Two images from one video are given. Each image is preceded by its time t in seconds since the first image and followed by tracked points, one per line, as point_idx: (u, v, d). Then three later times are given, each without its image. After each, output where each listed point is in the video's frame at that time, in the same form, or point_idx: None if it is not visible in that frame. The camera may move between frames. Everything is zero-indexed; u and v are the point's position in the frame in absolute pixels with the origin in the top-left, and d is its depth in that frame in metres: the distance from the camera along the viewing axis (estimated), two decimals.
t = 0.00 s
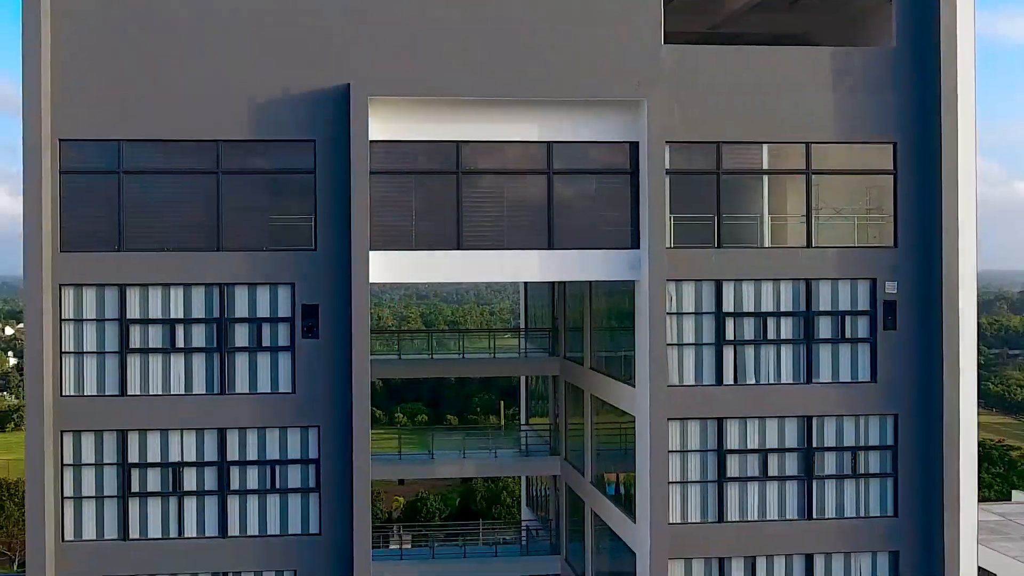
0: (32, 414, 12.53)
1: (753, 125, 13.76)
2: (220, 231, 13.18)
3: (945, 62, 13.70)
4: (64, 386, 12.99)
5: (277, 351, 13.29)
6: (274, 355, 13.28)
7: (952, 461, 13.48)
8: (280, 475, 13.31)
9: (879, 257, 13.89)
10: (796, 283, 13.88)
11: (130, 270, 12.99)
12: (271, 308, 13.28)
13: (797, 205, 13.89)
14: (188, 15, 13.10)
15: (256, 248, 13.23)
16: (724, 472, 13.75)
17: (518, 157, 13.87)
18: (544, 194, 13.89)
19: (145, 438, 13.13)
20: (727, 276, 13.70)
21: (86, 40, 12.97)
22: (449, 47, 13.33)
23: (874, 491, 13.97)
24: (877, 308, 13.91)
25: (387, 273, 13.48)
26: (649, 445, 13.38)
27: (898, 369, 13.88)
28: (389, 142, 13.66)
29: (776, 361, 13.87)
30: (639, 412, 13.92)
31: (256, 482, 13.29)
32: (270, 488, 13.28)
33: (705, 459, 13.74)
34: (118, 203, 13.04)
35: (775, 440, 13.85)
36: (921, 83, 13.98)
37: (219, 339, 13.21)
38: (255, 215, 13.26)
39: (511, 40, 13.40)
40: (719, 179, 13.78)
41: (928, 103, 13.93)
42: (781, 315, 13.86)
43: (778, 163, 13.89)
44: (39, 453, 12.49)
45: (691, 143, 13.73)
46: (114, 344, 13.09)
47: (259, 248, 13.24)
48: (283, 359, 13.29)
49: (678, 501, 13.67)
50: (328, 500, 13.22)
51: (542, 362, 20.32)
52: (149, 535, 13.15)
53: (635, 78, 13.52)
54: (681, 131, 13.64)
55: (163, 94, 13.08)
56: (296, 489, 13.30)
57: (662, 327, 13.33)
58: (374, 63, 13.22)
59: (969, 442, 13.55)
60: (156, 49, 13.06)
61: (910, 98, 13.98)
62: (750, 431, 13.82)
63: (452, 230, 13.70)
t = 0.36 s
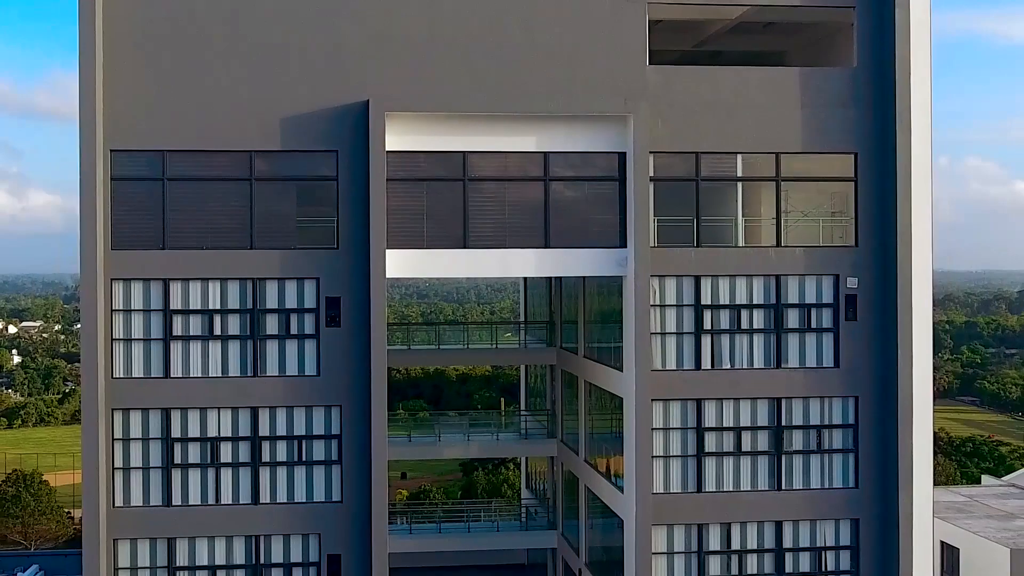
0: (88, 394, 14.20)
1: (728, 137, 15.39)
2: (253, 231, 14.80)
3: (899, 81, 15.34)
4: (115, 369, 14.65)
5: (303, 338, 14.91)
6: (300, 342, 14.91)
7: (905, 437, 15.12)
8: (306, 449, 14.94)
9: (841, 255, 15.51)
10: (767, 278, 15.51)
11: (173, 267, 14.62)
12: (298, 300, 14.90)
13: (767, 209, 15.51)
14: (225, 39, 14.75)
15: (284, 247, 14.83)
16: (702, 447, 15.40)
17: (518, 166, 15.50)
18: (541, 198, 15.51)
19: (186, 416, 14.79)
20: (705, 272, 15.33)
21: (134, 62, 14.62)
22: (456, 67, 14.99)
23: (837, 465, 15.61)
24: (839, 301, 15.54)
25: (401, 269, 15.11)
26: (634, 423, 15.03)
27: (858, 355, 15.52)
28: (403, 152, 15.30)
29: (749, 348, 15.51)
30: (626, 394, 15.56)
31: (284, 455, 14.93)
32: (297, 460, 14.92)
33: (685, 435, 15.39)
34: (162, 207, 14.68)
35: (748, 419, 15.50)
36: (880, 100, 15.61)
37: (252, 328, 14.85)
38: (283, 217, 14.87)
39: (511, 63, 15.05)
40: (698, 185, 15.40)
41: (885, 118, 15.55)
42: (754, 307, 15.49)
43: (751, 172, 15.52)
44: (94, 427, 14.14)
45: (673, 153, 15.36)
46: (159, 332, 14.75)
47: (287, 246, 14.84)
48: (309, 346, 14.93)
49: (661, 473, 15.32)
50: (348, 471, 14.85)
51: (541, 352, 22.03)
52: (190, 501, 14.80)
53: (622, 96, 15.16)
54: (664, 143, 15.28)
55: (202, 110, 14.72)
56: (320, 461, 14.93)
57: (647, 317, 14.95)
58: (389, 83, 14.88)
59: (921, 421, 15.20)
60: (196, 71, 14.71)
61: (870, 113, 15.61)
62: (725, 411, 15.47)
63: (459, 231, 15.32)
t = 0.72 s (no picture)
0: (109, 387, 14.85)
1: (722, 142, 16.05)
2: (266, 232, 15.46)
3: (885, 88, 16.00)
4: (133, 365, 15.30)
5: (314, 335, 15.57)
6: (312, 338, 15.57)
7: (890, 430, 15.80)
8: (317, 441, 15.60)
9: (830, 256, 16.17)
10: (759, 278, 16.16)
11: (189, 266, 15.27)
12: (309, 298, 15.55)
13: (759, 211, 16.17)
14: (239, 48, 15.41)
15: (296, 247, 15.48)
16: (696, 440, 16.07)
17: (521, 169, 16.15)
18: (542, 201, 16.16)
19: (201, 409, 15.44)
20: (699, 272, 15.98)
21: (151, 70, 15.27)
22: (461, 75, 15.65)
23: (825, 456, 16.28)
24: (827, 300, 16.21)
25: (408, 268, 15.76)
26: (631, 416, 15.70)
27: (845, 351, 16.20)
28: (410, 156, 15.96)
29: (741, 345, 16.18)
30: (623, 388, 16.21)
31: (296, 446, 15.59)
32: (308, 452, 15.57)
33: (680, 428, 16.06)
34: (179, 209, 15.33)
35: (740, 412, 16.17)
36: (866, 106, 16.27)
37: (265, 324, 15.51)
38: (294, 218, 15.52)
39: (513, 71, 15.71)
40: (692, 188, 16.06)
41: (872, 123, 16.21)
42: (745, 305, 16.15)
43: (743, 175, 16.19)
44: (115, 420, 14.79)
45: (669, 157, 16.01)
46: (176, 329, 15.40)
47: (299, 247, 15.49)
48: (320, 342, 15.58)
49: (656, 464, 15.99)
50: (357, 461, 15.52)
51: (541, 349, 22.71)
52: (205, 491, 15.45)
53: (620, 102, 15.82)
54: (660, 148, 15.94)
55: (218, 116, 15.38)
56: (330, 452, 15.59)
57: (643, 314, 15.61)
58: (397, 90, 15.53)
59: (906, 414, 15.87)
60: (212, 78, 15.37)
61: (857, 119, 16.27)
62: (718, 405, 16.14)
63: (464, 232, 15.98)
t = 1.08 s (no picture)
0: (130, 381, 15.49)
1: (718, 145, 16.67)
2: (279, 233, 16.08)
3: (875, 94, 16.62)
4: (153, 360, 15.93)
5: (326, 331, 16.20)
6: (323, 335, 16.20)
7: (880, 423, 16.42)
8: (329, 433, 16.22)
9: (822, 255, 16.80)
10: (754, 276, 16.78)
11: (206, 265, 15.90)
12: (321, 296, 16.17)
13: (754, 212, 16.80)
14: (254, 56, 16.04)
15: (309, 247, 16.10)
16: (693, 433, 16.70)
17: (524, 172, 16.77)
18: (545, 202, 16.79)
19: (218, 402, 16.07)
20: (696, 271, 16.61)
21: (170, 77, 15.89)
22: (467, 82, 16.28)
23: (818, 448, 16.90)
24: (820, 298, 16.84)
25: (416, 267, 16.39)
26: (631, 410, 16.34)
27: (837, 347, 16.82)
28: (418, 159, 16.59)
29: (736, 341, 16.81)
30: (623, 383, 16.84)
31: (308, 438, 16.21)
32: (320, 444, 16.20)
33: (677, 421, 16.69)
34: (197, 210, 15.96)
35: (735, 406, 16.80)
36: (857, 112, 16.88)
37: (279, 321, 16.13)
38: (307, 219, 16.15)
39: (517, 78, 16.35)
40: (690, 190, 16.68)
41: (863, 128, 16.83)
42: (741, 303, 16.77)
43: (739, 178, 16.81)
44: (135, 413, 15.43)
45: (667, 161, 16.63)
46: (194, 325, 16.03)
47: (311, 246, 16.12)
48: (331, 339, 16.20)
49: (655, 456, 16.62)
50: (367, 453, 16.15)
51: (543, 347, 23.26)
52: (222, 481, 16.09)
53: (620, 108, 16.44)
54: (658, 151, 16.57)
55: (234, 121, 16.01)
56: (341, 444, 16.21)
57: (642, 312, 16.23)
58: (405, 96, 16.16)
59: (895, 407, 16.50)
60: (228, 85, 15.99)
61: (848, 124, 16.89)
62: (714, 399, 16.77)
63: (469, 232, 16.60)
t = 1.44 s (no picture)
0: (150, 377, 16.09)
1: (717, 149, 17.25)
2: (293, 234, 16.67)
3: (868, 99, 17.22)
4: (171, 356, 16.52)
5: (338, 329, 16.79)
6: (336, 332, 16.79)
7: (872, 417, 17.00)
8: (341, 427, 16.81)
9: (817, 255, 17.38)
10: (751, 275, 17.37)
11: (223, 265, 16.48)
12: (333, 295, 16.76)
13: (751, 213, 17.38)
14: (269, 63, 16.63)
15: (321, 247, 16.69)
16: (693, 426, 17.28)
17: (529, 175, 17.36)
18: (549, 204, 17.38)
19: (234, 397, 16.67)
20: (695, 270, 17.19)
21: (187, 83, 16.47)
22: (474, 87, 16.85)
23: (813, 441, 17.48)
24: (815, 296, 17.43)
25: (425, 266, 16.98)
26: (632, 404, 16.92)
27: (831, 344, 17.41)
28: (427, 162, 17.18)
29: (734, 338, 17.39)
30: (625, 378, 17.42)
31: (321, 432, 16.80)
32: (332, 437, 16.79)
33: (677, 416, 17.27)
34: (213, 212, 16.54)
35: (733, 401, 17.38)
36: (851, 116, 17.46)
37: (293, 319, 16.72)
38: (320, 221, 16.73)
39: (522, 84, 16.93)
40: (689, 192, 17.27)
41: (856, 132, 17.41)
42: (738, 301, 17.36)
43: (736, 180, 17.39)
44: (155, 407, 16.02)
45: (667, 164, 17.21)
46: (210, 323, 16.61)
47: (324, 247, 16.71)
48: (343, 336, 16.80)
49: (656, 449, 17.21)
50: (378, 446, 16.73)
51: (547, 344, 23.81)
52: (237, 473, 16.68)
53: (622, 113, 17.03)
54: (659, 155, 17.15)
55: (249, 126, 16.60)
56: (353, 438, 16.80)
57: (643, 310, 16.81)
58: (415, 101, 16.74)
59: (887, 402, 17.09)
60: (244, 91, 16.58)
61: (842, 128, 17.47)
62: (713, 394, 17.35)
63: (476, 233, 17.19)
